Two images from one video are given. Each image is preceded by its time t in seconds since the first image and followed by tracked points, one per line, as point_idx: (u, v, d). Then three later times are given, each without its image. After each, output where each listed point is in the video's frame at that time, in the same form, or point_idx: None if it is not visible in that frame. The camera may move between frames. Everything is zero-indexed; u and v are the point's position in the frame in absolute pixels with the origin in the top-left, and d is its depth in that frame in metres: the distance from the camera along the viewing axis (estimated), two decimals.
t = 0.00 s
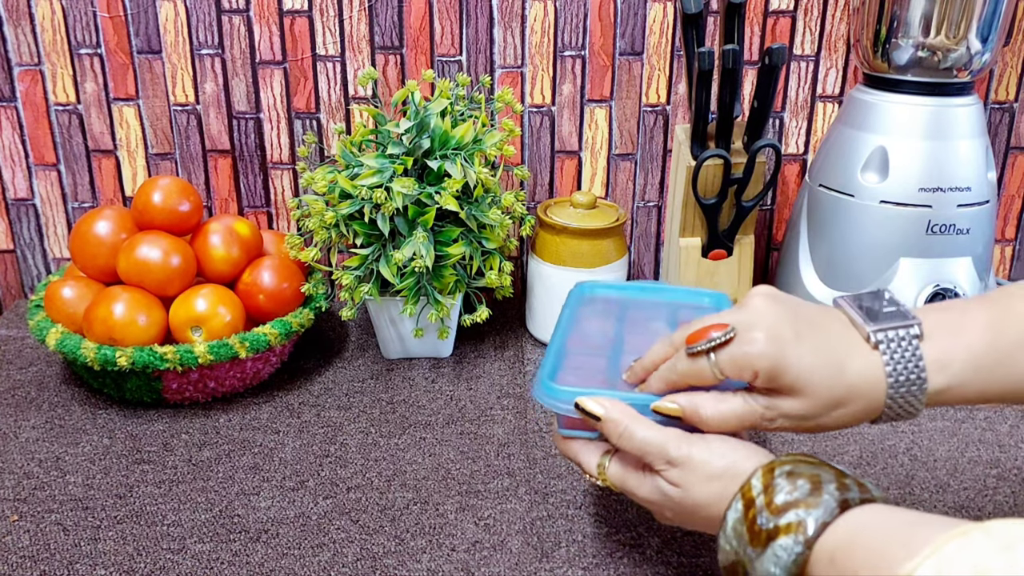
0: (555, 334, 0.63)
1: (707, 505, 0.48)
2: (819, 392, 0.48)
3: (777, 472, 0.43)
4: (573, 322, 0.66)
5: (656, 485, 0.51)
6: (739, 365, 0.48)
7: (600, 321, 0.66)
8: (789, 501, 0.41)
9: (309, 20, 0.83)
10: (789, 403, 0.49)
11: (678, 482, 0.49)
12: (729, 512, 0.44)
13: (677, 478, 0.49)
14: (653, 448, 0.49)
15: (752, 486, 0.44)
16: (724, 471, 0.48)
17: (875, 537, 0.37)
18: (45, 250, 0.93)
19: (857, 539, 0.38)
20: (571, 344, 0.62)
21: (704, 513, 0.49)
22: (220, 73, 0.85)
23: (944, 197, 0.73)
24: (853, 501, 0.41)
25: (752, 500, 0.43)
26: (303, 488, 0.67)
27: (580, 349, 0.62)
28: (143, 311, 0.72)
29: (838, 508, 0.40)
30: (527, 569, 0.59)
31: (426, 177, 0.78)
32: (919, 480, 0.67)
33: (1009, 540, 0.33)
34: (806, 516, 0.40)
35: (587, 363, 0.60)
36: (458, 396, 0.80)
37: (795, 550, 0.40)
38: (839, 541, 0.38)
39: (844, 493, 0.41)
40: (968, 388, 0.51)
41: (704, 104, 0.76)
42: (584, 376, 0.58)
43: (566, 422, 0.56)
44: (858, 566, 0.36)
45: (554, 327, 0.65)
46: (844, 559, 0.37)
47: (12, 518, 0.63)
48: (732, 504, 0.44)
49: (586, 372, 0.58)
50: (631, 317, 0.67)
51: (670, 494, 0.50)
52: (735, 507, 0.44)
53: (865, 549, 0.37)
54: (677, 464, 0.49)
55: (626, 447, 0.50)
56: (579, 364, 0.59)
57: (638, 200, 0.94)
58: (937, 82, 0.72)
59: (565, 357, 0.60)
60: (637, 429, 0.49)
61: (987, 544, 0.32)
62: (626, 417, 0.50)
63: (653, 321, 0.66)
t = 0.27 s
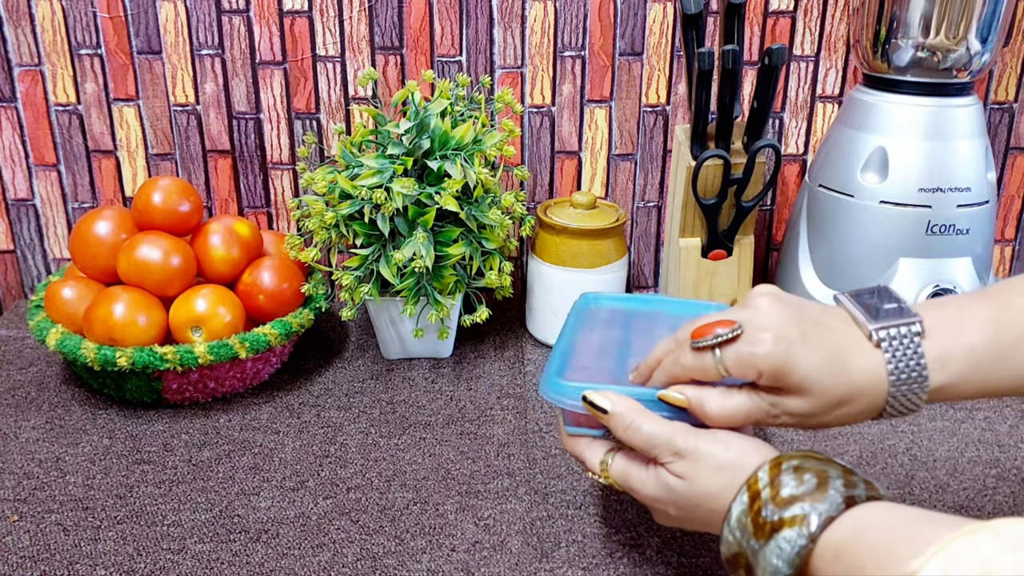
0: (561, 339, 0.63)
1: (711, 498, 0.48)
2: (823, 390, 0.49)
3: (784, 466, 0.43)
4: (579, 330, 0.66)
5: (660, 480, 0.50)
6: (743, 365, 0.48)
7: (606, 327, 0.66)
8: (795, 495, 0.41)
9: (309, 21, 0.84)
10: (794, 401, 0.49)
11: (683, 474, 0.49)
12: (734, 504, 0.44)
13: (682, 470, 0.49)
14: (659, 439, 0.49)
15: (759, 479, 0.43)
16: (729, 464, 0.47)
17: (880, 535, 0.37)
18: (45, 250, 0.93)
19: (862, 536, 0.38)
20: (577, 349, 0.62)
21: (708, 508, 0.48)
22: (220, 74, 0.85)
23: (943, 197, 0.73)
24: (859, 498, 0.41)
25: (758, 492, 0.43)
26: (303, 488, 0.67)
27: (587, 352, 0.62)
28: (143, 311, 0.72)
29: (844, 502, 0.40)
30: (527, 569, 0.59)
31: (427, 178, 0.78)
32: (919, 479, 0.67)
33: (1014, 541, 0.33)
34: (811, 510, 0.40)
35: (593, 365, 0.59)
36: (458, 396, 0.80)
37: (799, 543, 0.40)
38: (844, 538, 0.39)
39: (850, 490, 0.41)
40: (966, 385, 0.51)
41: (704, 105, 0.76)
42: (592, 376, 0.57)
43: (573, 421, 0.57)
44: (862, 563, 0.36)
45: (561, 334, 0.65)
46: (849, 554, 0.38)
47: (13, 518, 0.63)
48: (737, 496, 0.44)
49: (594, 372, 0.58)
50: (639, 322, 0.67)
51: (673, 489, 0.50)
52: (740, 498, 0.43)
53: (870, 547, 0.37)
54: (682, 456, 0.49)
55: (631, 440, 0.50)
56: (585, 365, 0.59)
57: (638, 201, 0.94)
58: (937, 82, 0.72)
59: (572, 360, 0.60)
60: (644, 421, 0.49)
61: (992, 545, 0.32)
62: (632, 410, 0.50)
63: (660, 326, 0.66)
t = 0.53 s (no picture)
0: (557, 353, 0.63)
1: (713, 519, 0.47)
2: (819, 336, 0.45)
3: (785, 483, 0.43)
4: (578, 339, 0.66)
5: (659, 506, 0.50)
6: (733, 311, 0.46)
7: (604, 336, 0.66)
8: (796, 511, 0.41)
9: (309, 21, 0.84)
10: (788, 350, 0.46)
11: (683, 496, 0.48)
12: (736, 522, 0.44)
13: (681, 493, 0.48)
14: (655, 464, 0.49)
15: (760, 496, 0.43)
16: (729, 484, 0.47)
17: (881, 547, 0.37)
18: (46, 250, 0.93)
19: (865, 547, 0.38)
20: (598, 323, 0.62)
21: (710, 530, 0.47)
22: (220, 73, 0.85)
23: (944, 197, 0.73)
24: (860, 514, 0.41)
25: (759, 509, 0.43)
26: (304, 488, 0.67)
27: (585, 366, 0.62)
28: (144, 311, 0.72)
29: (845, 517, 0.40)
30: (527, 569, 0.59)
31: (427, 178, 0.78)
32: (919, 479, 0.67)
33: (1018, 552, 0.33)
34: (812, 526, 0.40)
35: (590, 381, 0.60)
36: (458, 396, 0.80)
37: (800, 559, 0.39)
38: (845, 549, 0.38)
39: (851, 506, 0.41)
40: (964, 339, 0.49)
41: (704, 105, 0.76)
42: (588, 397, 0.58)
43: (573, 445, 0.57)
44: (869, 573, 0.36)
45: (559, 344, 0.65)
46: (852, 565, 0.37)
47: (13, 518, 0.63)
48: (739, 515, 0.44)
49: (591, 391, 0.58)
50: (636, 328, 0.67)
51: (673, 513, 0.49)
52: (742, 516, 0.44)
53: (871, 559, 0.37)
54: (681, 478, 0.48)
55: (628, 467, 0.50)
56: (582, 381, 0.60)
57: (639, 200, 0.94)
58: (937, 83, 0.72)
59: (569, 377, 0.60)
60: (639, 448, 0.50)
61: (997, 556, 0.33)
62: (625, 438, 0.51)
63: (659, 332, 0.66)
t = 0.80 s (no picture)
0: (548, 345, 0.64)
1: (708, 530, 0.47)
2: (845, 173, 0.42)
3: (775, 498, 0.43)
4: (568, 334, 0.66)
5: (652, 517, 0.50)
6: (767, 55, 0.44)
7: (596, 326, 0.67)
8: (790, 528, 0.41)
9: (309, 21, 0.84)
10: (827, 147, 0.42)
11: (677, 510, 0.48)
12: (730, 540, 0.44)
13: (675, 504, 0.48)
14: (650, 477, 0.49)
15: (753, 513, 0.43)
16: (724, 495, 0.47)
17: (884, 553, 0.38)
18: (45, 250, 0.93)
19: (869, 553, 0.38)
20: (627, 135, 0.54)
21: (704, 541, 0.48)
22: (220, 73, 0.85)
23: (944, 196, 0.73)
24: (856, 527, 0.41)
25: (753, 527, 0.43)
26: (304, 488, 0.67)
27: (576, 363, 0.62)
28: (144, 311, 0.72)
29: (840, 531, 0.40)
30: (527, 568, 0.59)
31: (427, 177, 0.78)
32: (919, 479, 0.67)
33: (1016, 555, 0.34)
34: (809, 543, 0.40)
35: (582, 377, 0.60)
36: (458, 396, 0.80)
37: None
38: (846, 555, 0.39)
39: (845, 519, 0.41)
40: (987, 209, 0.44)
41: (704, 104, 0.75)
42: (580, 397, 0.58)
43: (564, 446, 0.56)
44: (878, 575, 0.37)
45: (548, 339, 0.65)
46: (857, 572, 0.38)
47: (13, 518, 0.63)
48: (732, 533, 0.44)
49: (584, 392, 0.58)
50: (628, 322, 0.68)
51: (666, 524, 0.49)
52: (736, 535, 0.44)
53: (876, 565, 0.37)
54: (675, 490, 0.49)
55: (620, 479, 0.50)
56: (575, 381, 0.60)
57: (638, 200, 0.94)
58: (937, 82, 0.72)
59: (561, 377, 0.60)
60: (631, 461, 0.49)
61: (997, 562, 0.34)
62: (619, 449, 0.50)
63: (651, 324, 0.68)
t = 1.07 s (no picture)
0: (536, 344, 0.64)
1: (701, 545, 0.47)
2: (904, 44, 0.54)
3: (766, 511, 0.42)
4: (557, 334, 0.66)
5: (644, 530, 0.50)
6: None
7: (586, 317, 0.68)
8: (784, 541, 0.40)
9: (309, 20, 0.83)
10: None
11: (668, 526, 0.47)
12: (724, 555, 0.44)
13: (665, 520, 0.47)
14: (638, 496, 0.48)
15: (744, 527, 0.43)
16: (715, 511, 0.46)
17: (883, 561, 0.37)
18: (45, 249, 0.93)
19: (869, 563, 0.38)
20: None
21: (698, 555, 0.47)
22: (220, 72, 0.85)
23: (944, 195, 0.73)
24: (852, 537, 0.40)
25: (745, 542, 0.42)
26: (304, 487, 0.67)
27: (566, 365, 0.62)
28: (143, 310, 0.72)
29: (834, 543, 0.39)
30: (527, 567, 0.59)
31: (427, 176, 0.78)
32: (920, 478, 0.67)
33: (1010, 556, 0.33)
34: (804, 556, 0.39)
35: (571, 381, 0.60)
36: (458, 395, 0.80)
37: None
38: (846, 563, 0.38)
39: (840, 530, 0.40)
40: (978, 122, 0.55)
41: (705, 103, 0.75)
42: (569, 404, 0.57)
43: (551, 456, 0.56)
44: None
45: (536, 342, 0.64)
46: None
47: (12, 518, 0.63)
48: (726, 549, 0.44)
49: (572, 399, 0.58)
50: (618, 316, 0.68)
51: (659, 539, 0.49)
52: (729, 550, 0.43)
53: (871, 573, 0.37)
54: (666, 506, 0.48)
55: (608, 497, 0.49)
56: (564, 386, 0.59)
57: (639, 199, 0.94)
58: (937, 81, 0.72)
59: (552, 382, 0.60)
60: (618, 478, 0.48)
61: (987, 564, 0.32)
62: (606, 464, 0.49)
63: (641, 312, 0.69)
